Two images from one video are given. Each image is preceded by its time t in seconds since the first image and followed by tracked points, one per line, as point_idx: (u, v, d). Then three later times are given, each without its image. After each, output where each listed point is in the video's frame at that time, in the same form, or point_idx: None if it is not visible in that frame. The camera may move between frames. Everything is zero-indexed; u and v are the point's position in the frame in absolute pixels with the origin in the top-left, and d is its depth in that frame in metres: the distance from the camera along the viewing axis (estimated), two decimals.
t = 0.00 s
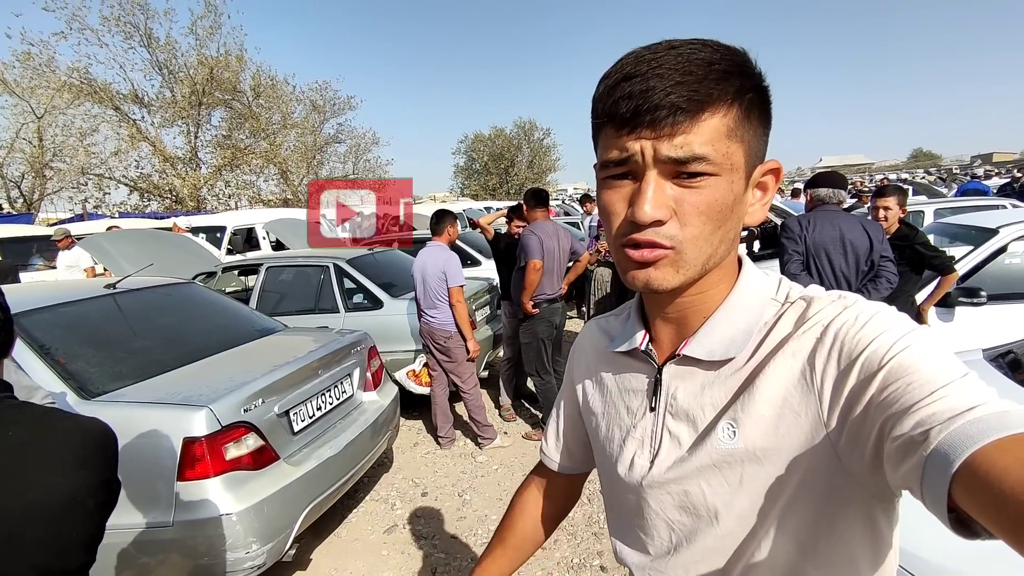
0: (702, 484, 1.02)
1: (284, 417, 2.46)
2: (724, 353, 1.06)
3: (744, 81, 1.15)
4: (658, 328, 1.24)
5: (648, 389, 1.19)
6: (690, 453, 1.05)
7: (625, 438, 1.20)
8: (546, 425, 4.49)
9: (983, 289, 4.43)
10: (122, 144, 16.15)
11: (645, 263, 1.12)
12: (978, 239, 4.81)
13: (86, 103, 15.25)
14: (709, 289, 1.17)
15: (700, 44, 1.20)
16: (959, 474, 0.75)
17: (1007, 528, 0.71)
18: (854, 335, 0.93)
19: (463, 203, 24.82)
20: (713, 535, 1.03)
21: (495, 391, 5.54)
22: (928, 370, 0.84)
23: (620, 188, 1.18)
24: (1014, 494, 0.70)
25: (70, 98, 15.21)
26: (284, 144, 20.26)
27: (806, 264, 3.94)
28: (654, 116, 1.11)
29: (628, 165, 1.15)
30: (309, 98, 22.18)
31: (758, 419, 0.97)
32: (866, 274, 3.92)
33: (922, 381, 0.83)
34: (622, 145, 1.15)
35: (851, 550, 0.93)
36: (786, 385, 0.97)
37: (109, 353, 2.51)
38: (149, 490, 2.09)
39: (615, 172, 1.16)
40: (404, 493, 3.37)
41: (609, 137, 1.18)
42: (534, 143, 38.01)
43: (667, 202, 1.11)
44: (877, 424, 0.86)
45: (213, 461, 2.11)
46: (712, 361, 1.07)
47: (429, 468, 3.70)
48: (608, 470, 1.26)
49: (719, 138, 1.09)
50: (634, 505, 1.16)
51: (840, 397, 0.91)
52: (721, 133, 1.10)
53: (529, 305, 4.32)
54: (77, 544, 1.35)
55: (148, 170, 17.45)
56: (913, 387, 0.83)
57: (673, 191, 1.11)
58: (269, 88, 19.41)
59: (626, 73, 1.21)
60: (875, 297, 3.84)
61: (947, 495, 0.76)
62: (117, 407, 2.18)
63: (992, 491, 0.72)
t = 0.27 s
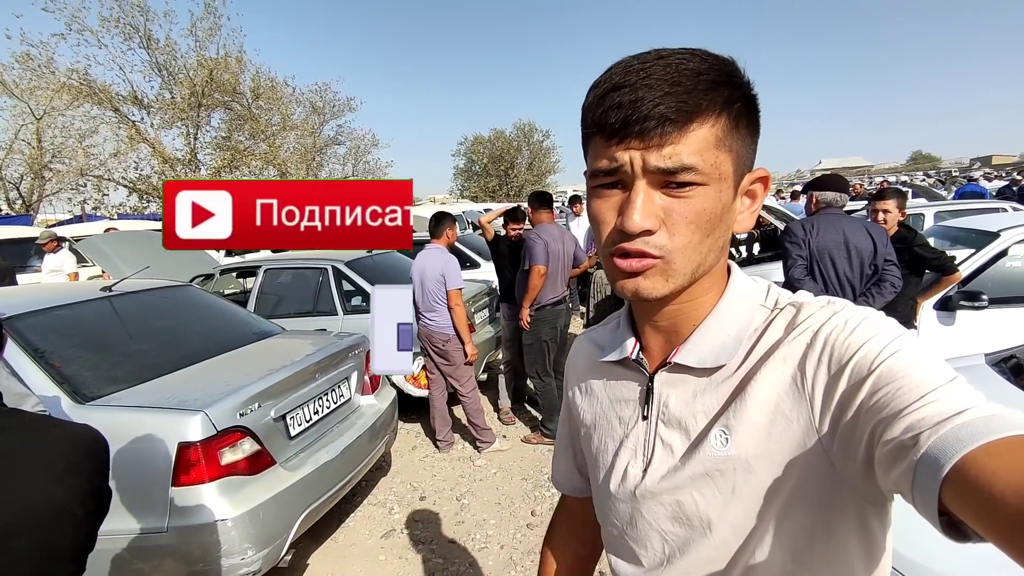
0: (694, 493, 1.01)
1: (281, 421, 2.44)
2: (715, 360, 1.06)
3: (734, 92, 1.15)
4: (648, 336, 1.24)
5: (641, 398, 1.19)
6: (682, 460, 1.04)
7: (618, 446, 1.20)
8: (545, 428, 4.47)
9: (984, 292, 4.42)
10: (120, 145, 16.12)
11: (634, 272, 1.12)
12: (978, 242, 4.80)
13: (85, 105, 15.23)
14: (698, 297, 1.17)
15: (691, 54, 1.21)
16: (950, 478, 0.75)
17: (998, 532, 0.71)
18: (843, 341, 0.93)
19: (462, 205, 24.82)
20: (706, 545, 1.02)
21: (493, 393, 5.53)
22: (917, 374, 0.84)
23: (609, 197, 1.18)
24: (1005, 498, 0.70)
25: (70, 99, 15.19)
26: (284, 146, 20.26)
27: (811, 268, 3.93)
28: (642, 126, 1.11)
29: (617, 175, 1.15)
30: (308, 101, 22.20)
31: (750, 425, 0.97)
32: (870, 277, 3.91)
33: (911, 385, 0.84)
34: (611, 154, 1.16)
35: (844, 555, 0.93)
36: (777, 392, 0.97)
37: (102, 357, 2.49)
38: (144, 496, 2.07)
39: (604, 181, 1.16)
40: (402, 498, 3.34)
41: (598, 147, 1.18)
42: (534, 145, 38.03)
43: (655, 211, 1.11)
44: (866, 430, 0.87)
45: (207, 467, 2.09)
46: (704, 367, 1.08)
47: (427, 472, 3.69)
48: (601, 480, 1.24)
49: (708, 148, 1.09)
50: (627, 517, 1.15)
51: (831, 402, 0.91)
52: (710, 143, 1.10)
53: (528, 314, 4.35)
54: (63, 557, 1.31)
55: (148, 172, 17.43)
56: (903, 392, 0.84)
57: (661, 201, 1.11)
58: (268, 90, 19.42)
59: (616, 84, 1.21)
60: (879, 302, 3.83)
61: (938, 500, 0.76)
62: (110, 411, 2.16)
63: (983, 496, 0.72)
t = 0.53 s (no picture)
0: (690, 493, 1.01)
1: (279, 423, 2.43)
2: (711, 358, 1.07)
3: (719, 91, 1.17)
4: (644, 335, 1.25)
5: (639, 399, 1.20)
6: (680, 460, 1.05)
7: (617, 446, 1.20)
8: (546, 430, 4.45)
9: (988, 294, 4.39)
10: (120, 146, 16.09)
11: (626, 269, 1.14)
12: (982, 243, 4.78)
13: (84, 106, 15.21)
14: (692, 294, 1.19)
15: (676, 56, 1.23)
16: (944, 474, 0.75)
17: (992, 528, 0.72)
18: (836, 338, 0.94)
19: (462, 207, 24.78)
20: (703, 545, 1.02)
21: (493, 395, 5.51)
22: (910, 372, 0.85)
23: (601, 196, 1.20)
24: (998, 494, 0.71)
25: (69, 100, 15.13)
26: (284, 148, 20.23)
27: (816, 270, 3.92)
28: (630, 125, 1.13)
29: (607, 174, 1.17)
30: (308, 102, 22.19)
31: (747, 424, 0.97)
32: (874, 279, 3.89)
33: (904, 382, 0.85)
34: (601, 154, 1.18)
35: (838, 552, 0.93)
36: (772, 390, 0.98)
37: (99, 358, 2.48)
38: (140, 499, 2.05)
39: (595, 181, 1.18)
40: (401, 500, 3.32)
41: (588, 148, 1.20)
42: (534, 147, 38.01)
43: (645, 209, 1.12)
44: (858, 427, 0.88)
45: (206, 470, 2.08)
46: (700, 367, 1.09)
47: (426, 474, 3.67)
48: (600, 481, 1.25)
49: (695, 145, 1.11)
50: (625, 517, 1.15)
51: (826, 400, 0.91)
52: (697, 140, 1.12)
53: (530, 316, 4.37)
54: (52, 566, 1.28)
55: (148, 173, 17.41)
56: (897, 390, 0.85)
57: (651, 198, 1.13)
58: (268, 91, 19.40)
59: (604, 86, 1.24)
60: (884, 304, 3.81)
61: (932, 497, 0.77)
62: (107, 413, 2.15)
63: (976, 492, 0.72)
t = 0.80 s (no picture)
0: (694, 498, 1.02)
1: (278, 428, 2.42)
2: (712, 365, 1.07)
3: (718, 98, 1.16)
4: (645, 343, 1.25)
5: (641, 404, 1.19)
6: (682, 466, 1.05)
7: (619, 452, 1.20)
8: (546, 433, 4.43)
9: (991, 298, 4.37)
10: (119, 146, 16.05)
11: (627, 278, 1.13)
12: (985, 246, 4.76)
13: (84, 106, 15.17)
14: (693, 301, 1.18)
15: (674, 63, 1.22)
16: (945, 480, 0.77)
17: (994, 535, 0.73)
18: (837, 344, 0.95)
19: (462, 208, 24.73)
20: (706, 549, 1.02)
21: (493, 397, 5.49)
22: (911, 378, 0.86)
23: (600, 205, 1.19)
24: (1000, 501, 0.72)
25: (69, 100, 15.10)
26: (284, 148, 20.19)
27: (822, 273, 3.90)
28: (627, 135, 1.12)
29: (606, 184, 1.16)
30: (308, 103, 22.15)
31: (748, 431, 0.98)
32: (879, 283, 3.89)
33: (905, 389, 0.86)
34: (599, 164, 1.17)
35: (841, 556, 0.94)
36: (773, 396, 0.98)
37: (97, 361, 2.47)
38: (137, 505, 2.03)
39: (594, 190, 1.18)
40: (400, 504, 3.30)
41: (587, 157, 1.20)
42: (534, 148, 37.98)
43: (644, 218, 1.11)
44: (861, 434, 0.89)
45: (203, 476, 2.05)
46: (700, 373, 1.08)
47: (426, 477, 3.65)
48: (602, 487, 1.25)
49: (693, 154, 1.10)
50: (629, 524, 1.15)
51: (827, 406, 0.92)
52: (695, 148, 1.11)
53: (538, 318, 4.34)
54: None
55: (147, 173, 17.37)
56: (898, 396, 0.86)
57: (650, 207, 1.12)
58: (268, 92, 19.36)
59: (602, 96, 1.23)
60: (889, 308, 3.81)
61: (934, 504, 0.78)
62: (104, 417, 2.13)
63: (977, 499, 0.74)
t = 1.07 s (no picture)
0: (691, 499, 1.00)
1: (273, 428, 2.40)
2: (708, 364, 1.05)
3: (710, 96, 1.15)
4: (642, 344, 1.24)
5: (637, 405, 1.18)
6: (680, 466, 1.04)
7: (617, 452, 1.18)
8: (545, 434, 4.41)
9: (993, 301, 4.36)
10: (118, 144, 16.00)
11: (624, 279, 1.12)
12: (986, 249, 4.74)
13: (83, 103, 15.12)
14: (689, 300, 1.17)
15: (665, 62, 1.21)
16: (943, 476, 0.75)
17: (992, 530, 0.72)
18: (831, 341, 0.94)
19: (462, 208, 24.71)
20: (706, 551, 1.01)
21: (491, 398, 5.47)
22: (906, 374, 0.85)
23: (594, 206, 1.18)
24: (998, 496, 0.71)
25: (68, 97, 15.07)
26: (284, 147, 20.14)
27: (825, 274, 3.88)
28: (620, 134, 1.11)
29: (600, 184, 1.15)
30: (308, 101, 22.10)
31: (744, 430, 0.97)
32: (881, 285, 3.88)
33: (900, 384, 0.85)
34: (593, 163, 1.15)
35: (839, 556, 0.93)
36: (769, 394, 0.97)
37: (92, 360, 2.45)
38: (130, 506, 2.01)
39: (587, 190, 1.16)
40: (397, 505, 3.28)
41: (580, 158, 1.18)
42: (534, 148, 37.98)
43: (640, 217, 1.10)
44: (856, 431, 0.88)
45: (197, 477, 2.03)
46: (697, 373, 1.07)
47: (423, 478, 3.63)
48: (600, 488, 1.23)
49: (688, 152, 1.09)
50: (628, 526, 1.14)
51: (823, 404, 0.91)
52: (689, 147, 1.10)
53: (541, 318, 4.30)
54: None
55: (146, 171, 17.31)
56: (894, 392, 0.85)
57: (645, 207, 1.11)
58: (268, 90, 19.31)
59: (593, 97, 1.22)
60: (891, 310, 3.81)
61: (931, 500, 0.76)
62: (97, 416, 2.10)
63: (975, 494, 0.72)
